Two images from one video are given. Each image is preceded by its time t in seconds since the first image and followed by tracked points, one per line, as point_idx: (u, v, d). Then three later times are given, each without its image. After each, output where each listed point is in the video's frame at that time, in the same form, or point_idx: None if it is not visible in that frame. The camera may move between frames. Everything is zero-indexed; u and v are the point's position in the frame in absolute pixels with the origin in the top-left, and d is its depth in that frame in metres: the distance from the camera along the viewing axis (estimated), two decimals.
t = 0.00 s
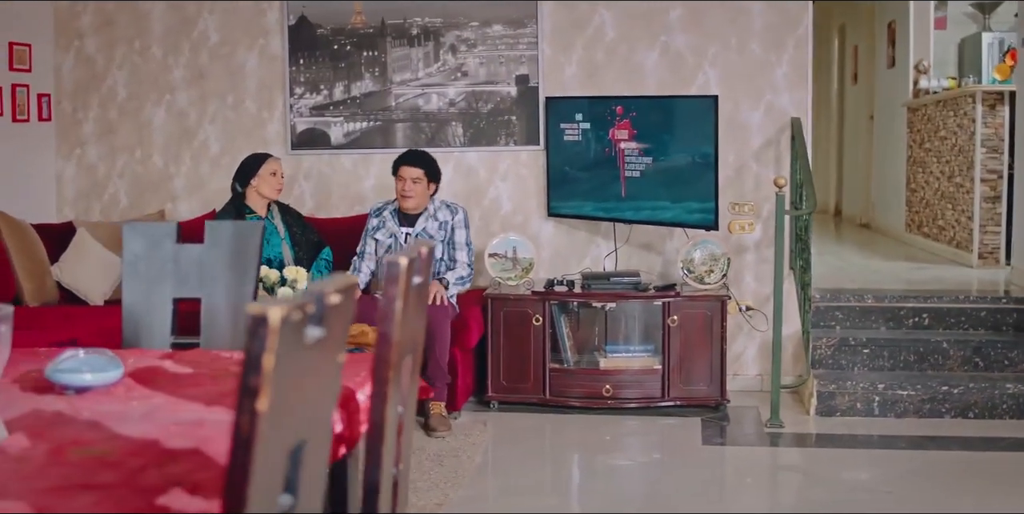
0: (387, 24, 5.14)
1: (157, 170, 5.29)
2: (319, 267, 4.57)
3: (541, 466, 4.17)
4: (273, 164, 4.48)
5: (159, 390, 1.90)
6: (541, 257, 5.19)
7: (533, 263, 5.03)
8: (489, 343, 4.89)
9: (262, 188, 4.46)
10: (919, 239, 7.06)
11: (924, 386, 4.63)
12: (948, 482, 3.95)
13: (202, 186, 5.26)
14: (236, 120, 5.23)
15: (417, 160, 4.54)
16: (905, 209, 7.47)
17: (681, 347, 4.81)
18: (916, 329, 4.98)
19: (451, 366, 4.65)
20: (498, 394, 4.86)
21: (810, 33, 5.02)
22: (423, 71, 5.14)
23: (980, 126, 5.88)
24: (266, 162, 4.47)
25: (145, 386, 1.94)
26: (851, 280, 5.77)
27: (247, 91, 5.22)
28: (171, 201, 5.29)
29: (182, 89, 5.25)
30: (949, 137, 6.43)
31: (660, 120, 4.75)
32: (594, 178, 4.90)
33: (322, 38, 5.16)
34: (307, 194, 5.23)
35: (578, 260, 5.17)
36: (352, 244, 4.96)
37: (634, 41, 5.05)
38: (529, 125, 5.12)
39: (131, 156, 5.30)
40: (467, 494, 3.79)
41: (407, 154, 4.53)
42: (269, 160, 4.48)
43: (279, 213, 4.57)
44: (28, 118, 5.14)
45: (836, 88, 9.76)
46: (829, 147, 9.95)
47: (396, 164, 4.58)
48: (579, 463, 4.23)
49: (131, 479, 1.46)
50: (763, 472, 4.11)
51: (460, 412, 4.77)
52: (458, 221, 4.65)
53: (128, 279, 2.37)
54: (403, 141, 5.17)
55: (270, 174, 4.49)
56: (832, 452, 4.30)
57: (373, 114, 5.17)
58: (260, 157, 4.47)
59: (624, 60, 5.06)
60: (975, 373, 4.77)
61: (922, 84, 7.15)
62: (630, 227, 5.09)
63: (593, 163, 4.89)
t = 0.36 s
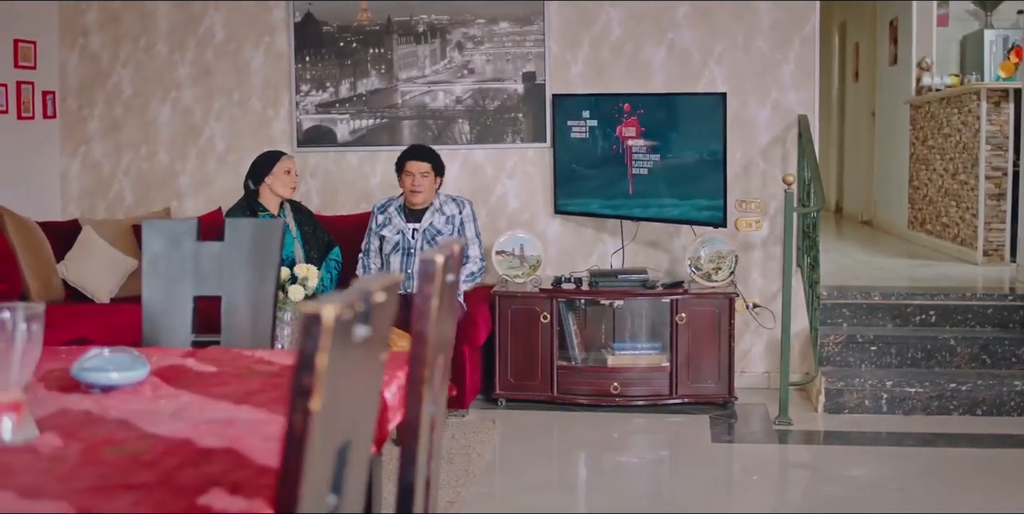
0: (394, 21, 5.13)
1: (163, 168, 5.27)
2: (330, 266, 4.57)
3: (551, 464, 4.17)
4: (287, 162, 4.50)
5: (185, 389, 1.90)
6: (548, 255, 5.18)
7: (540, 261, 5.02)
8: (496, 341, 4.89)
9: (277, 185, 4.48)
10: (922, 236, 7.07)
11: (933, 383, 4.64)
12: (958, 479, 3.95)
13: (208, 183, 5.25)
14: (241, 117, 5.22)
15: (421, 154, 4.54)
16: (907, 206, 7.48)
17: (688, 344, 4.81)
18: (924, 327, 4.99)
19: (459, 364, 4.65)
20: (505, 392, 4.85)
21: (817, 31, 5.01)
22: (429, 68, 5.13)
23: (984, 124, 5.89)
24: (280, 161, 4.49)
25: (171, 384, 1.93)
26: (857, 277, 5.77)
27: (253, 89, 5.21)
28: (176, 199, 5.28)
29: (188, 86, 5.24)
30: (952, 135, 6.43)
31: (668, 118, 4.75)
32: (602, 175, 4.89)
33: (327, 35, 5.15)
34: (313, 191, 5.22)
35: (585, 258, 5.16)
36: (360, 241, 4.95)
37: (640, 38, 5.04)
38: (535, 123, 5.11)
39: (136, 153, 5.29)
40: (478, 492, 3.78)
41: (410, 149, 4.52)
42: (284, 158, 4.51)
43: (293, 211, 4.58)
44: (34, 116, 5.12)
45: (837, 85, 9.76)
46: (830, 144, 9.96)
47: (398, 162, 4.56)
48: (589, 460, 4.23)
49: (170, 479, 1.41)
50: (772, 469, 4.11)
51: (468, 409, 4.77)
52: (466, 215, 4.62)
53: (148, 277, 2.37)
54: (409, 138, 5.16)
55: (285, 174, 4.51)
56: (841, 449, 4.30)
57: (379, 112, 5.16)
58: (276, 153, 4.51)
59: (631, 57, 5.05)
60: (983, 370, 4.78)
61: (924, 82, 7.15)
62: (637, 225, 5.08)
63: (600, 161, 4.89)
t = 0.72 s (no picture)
0: (398, 17, 5.11)
1: (166, 164, 5.25)
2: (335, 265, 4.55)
3: (557, 461, 4.16)
4: (292, 160, 4.48)
5: (208, 386, 1.89)
6: (552, 251, 5.18)
7: (545, 257, 5.02)
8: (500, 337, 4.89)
9: (282, 182, 4.47)
10: (923, 232, 7.08)
11: (938, 379, 4.64)
12: (965, 476, 3.95)
13: (211, 180, 5.23)
14: (245, 114, 5.20)
15: (419, 156, 4.45)
16: (908, 202, 7.49)
17: (693, 341, 4.81)
18: (928, 323, 5.00)
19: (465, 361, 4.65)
20: (510, 389, 4.85)
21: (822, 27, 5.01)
22: (433, 64, 5.12)
23: (987, 120, 5.90)
24: (285, 158, 4.46)
25: (193, 382, 1.92)
26: (860, 273, 5.78)
27: (256, 85, 5.19)
28: (179, 195, 5.26)
29: (191, 83, 5.22)
30: (954, 131, 6.45)
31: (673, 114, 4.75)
32: (606, 171, 4.89)
33: (331, 31, 5.13)
34: (316, 188, 5.20)
35: (589, 254, 5.16)
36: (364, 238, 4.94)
37: (645, 34, 5.04)
38: (540, 119, 5.11)
39: (139, 150, 5.26)
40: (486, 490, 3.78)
41: (409, 150, 4.44)
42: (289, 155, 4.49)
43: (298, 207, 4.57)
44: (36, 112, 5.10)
45: (836, 81, 9.77)
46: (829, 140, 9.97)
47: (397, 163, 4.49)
48: (595, 457, 4.23)
49: (205, 477, 1.40)
50: (780, 465, 4.11)
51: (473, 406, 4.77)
52: (469, 214, 4.61)
53: (166, 275, 2.36)
54: (414, 135, 5.15)
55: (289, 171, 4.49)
56: (848, 445, 4.31)
57: (383, 108, 5.15)
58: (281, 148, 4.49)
59: (636, 53, 5.04)
60: (987, 366, 4.79)
61: (925, 78, 7.16)
62: (641, 221, 5.08)
63: (605, 157, 4.88)
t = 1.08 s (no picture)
0: (401, 13, 5.10)
1: (168, 160, 5.23)
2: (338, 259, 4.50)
3: (563, 457, 4.16)
4: (292, 154, 4.46)
5: (230, 383, 1.88)
6: (556, 246, 5.17)
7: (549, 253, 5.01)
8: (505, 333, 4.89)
9: (282, 177, 4.44)
10: (924, 228, 7.09)
11: (942, 375, 4.65)
12: (971, 471, 3.96)
13: (214, 175, 5.21)
14: (248, 110, 5.18)
15: (415, 152, 4.41)
16: (908, 198, 7.50)
17: (698, 336, 4.81)
18: (931, 318, 5.01)
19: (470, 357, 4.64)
20: (514, 385, 4.85)
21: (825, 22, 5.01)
22: (436, 60, 5.11)
23: (989, 116, 5.91)
24: (285, 154, 4.44)
25: (216, 379, 1.91)
26: (864, 269, 5.79)
27: (259, 81, 5.17)
28: (181, 191, 5.24)
29: (193, 78, 5.20)
30: (954, 126, 6.46)
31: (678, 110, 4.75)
32: (610, 167, 4.88)
33: (334, 26, 5.11)
34: (319, 184, 5.19)
35: (593, 250, 5.16)
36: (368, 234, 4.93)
37: (649, 30, 5.03)
38: (544, 115, 5.10)
39: (141, 146, 5.25)
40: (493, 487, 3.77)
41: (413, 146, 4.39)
42: (289, 149, 4.46)
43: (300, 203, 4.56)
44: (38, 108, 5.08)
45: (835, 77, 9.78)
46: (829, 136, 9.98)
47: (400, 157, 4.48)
48: (601, 453, 4.22)
49: (237, 475, 1.39)
50: (785, 460, 4.12)
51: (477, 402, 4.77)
52: (475, 211, 4.58)
53: (182, 273, 2.35)
54: (417, 130, 5.14)
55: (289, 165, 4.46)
56: (853, 440, 4.31)
57: (386, 104, 5.14)
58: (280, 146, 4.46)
59: (640, 49, 5.04)
60: (991, 362, 4.81)
61: (925, 73, 7.16)
62: (645, 217, 5.08)
63: (609, 153, 4.87)
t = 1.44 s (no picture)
0: (404, 9, 5.08)
1: (170, 157, 5.21)
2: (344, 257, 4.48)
3: (569, 455, 4.15)
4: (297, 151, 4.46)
5: (251, 381, 1.87)
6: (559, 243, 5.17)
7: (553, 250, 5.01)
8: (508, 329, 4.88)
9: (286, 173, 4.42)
10: (924, 225, 7.10)
11: (946, 371, 4.66)
12: (976, 467, 3.96)
13: (216, 172, 5.19)
14: (250, 107, 5.17)
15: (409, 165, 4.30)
16: (908, 194, 7.51)
17: (702, 333, 4.80)
18: (934, 315, 5.03)
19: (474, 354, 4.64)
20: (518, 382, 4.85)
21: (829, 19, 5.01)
22: (439, 56, 5.10)
23: (990, 112, 5.91)
24: (289, 150, 4.43)
25: (236, 377, 1.90)
26: (866, 265, 5.79)
27: (261, 78, 5.15)
28: (183, 188, 5.22)
29: (195, 75, 5.18)
30: (955, 123, 6.47)
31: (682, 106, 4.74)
32: (614, 164, 4.88)
33: (337, 23, 5.10)
34: (322, 181, 5.17)
35: (596, 247, 5.15)
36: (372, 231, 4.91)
37: (652, 26, 5.02)
38: (547, 111, 5.08)
39: (143, 142, 5.23)
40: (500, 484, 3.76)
41: (410, 158, 4.28)
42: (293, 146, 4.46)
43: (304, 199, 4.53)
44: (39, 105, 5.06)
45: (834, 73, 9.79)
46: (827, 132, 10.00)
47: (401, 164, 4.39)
48: (606, 450, 4.22)
49: (269, 473, 1.38)
50: (791, 457, 4.12)
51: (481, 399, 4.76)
52: (478, 214, 4.54)
53: (198, 270, 2.33)
54: (420, 127, 5.13)
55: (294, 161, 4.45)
56: (858, 437, 4.32)
57: (389, 100, 5.12)
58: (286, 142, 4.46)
59: (643, 45, 5.03)
60: (995, 358, 4.82)
61: (924, 70, 7.17)
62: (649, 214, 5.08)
63: (613, 150, 4.87)
